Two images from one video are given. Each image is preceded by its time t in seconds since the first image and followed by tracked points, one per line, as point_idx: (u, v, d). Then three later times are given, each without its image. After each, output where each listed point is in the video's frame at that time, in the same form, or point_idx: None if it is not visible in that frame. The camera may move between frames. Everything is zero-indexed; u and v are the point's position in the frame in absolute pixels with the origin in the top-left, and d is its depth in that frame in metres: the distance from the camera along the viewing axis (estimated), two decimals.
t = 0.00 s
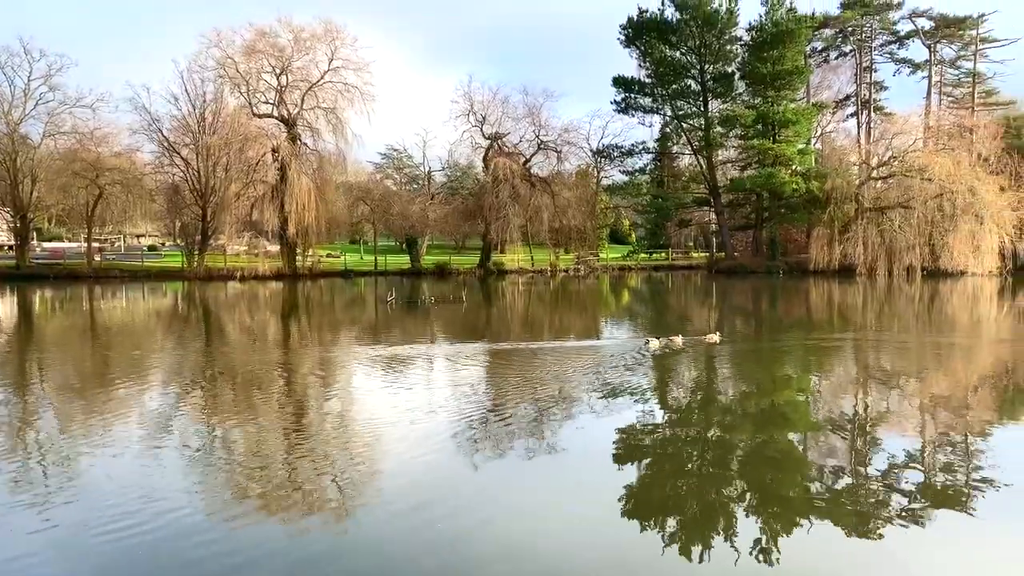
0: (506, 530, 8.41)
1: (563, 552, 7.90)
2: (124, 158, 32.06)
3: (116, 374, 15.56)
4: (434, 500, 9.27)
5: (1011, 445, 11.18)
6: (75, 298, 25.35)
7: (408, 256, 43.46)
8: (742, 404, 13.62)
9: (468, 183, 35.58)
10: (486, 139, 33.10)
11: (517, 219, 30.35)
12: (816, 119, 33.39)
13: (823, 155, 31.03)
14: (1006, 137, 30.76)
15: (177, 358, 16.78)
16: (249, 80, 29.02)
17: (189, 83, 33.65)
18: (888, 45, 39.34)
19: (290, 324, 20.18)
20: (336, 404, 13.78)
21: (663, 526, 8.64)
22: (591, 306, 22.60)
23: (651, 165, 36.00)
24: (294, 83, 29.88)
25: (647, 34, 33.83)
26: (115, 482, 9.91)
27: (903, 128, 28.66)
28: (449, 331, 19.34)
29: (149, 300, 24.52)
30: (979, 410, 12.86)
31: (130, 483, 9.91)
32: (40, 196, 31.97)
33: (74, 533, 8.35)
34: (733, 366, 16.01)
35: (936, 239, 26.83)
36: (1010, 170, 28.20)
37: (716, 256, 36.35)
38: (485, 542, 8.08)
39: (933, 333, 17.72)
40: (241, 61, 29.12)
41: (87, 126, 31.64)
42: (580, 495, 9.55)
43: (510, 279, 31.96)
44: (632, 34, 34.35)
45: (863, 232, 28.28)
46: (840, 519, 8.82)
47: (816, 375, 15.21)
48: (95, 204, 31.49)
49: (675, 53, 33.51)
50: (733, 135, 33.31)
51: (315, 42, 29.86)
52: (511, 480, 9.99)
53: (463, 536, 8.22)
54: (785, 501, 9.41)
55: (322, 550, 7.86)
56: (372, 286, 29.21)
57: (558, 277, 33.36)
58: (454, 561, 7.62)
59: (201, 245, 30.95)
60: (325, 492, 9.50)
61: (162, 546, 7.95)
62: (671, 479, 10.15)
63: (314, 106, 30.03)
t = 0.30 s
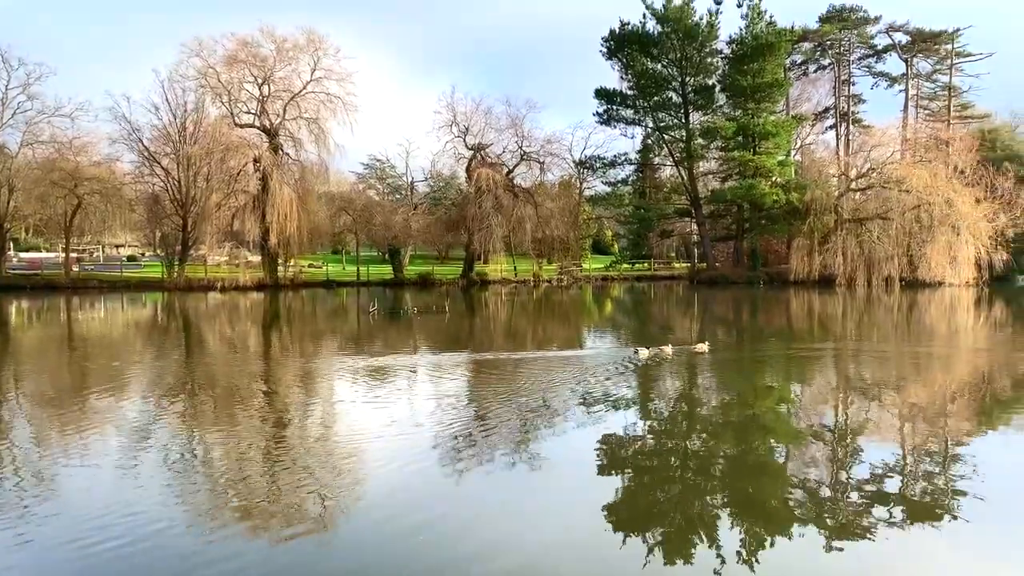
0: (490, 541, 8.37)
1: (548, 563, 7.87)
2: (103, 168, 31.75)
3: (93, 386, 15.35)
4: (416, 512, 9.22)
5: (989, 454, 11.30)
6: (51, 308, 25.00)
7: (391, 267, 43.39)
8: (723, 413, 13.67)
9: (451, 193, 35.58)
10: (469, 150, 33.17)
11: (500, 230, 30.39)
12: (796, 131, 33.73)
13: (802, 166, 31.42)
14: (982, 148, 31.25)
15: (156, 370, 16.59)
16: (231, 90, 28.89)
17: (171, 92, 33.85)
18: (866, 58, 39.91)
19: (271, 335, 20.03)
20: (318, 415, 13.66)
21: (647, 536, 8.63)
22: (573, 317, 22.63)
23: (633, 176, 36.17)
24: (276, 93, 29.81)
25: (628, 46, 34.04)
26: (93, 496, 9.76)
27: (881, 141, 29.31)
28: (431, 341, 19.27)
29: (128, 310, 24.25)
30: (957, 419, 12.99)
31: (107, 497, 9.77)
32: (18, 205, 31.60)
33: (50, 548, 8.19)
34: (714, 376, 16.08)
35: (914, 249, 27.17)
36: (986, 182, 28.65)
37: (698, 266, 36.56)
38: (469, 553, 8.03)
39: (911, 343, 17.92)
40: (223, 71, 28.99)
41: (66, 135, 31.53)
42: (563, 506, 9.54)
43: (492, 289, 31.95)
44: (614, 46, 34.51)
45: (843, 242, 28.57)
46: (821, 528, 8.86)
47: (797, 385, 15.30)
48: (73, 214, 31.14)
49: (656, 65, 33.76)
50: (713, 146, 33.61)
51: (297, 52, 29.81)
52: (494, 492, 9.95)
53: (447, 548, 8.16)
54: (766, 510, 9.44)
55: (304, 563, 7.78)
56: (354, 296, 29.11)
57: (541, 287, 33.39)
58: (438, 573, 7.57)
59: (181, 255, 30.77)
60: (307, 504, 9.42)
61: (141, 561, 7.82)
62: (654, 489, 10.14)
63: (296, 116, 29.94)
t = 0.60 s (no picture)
0: (474, 554, 8.32)
1: None
2: (83, 179, 31.49)
3: (71, 399, 15.12)
4: (400, 526, 9.15)
5: (968, 463, 11.40)
6: (29, 321, 24.67)
7: (373, 278, 43.24)
8: (706, 425, 13.69)
9: (435, 205, 35.56)
10: (453, 162, 33.21)
11: (483, 241, 30.44)
12: (776, 145, 34.12)
13: (783, 179, 31.87)
14: (959, 162, 31.73)
15: (135, 383, 16.39)
16: (213, 101, 28.79)
17: (151, 103, 33.95)
18: (845, 73, 40.46)
19: (253, 347, 19.86)
20: (300, 429, 13.54)
21: (630, 548, 8.62)
22: (556, 328, 22.65)
23: (616, 188, 36.27)
24: (258, 104, 29.69)
25: (610, 60, 34.21)
26: (72, 512, 9.59)
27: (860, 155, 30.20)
28: (414, 353, 19.19)
29: (107, 322, 23.99)
30: (937, 429, 13.08)
31: (85, 512, 9.61)
32: None
33: (27, 566, 8.04)
34: (697, 387, 16.12)
35: (893, 261, 27.48)
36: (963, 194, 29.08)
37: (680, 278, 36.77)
38: (453, 567, 7.99)
39: (891, 354, 18.09)
40: (205, 82, 28.87)
41: (45, 146, 31.28)
42: (548, 518, 9.50)
43: (476, 301, 31.93)
44: (596, 60, 34.61)
45: (823, 254, 28.85)
46: (804, 539, 8.88)
47: (779, 396, 15.37)
48: (51, 226, 30.79)
49: (638, 79, 33.94)
50: (695, 160, 33.79)
51: (280, 63, 29.74)
52: (478, 504, 9.91)
53: (431, 562, 8.11)
54: (749, 521, 9.46)
55: None
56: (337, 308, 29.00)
57: (525, 299, 33.42)
58: None
59: (162, 267, 30.54)
60: (289, 519, 9.33)
61: None
62: (638, 501, 10.13)
63: (279, 128, 29.84)
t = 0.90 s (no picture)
0: (458, 569, 8.27)
1: None
2: (63, 190, 31.23)
3: (49, 413, 14.94)
4: (383, 539, 9.08)
5: (948, 474, 11.47)
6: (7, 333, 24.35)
7: (357, 291, 43.10)
8: (690, 437, 13.67)
9: (419, 217, 35.53)
10: (437, 174, 33.23)
11: (467, 253, 30.47)
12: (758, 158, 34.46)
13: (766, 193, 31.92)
14: (937, 175, 32.15)
15: (114, 396, 16.22)
16: (196, 113, 28.67)
17: (134, 115, 33.80)
18: (826, 88, 40.94)
19: (235, 360, 19.72)
20: (282, 442, 13.42)
21: (614, 562, 8.58)
22: (540, 340, 22.64)
23: (600, 201, 36.36)
24: (241, 116, 29.60)
25: (594, 73, 34.40)
26: (49, 526, 9.48)
27: (840, 168, 30.23)
28: (397, 366, 19.11)
29: (86, 335, 23.73)
30: (918, 441, 13.15)
31: (60, 528, 9.45)
32: None
33: None
34: (681, 399, 16.14)
35: (874, 273, 27.75)
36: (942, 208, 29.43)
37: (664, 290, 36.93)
38: None
39: (873, 366, 18.23)
40: (188, 94, 28.75)
41: (25, 157, 30.91)
42: (531, 531, 9.46)
43: (460, 313, 31.88)
44: (580, 74, 34.80)
45: (805, 267, 29.09)
46: (786, 552, 8.87)
47: (762, 408, 15.40)
48: (31, 237, 30.47)
49: (621, 93, 34.15)
50: (678, 173, 33.71)
51: (264, 75, 29.68)
52: (462, 517, 9.85)
53: None
54: (732, 532, 9.47)
55: None
56: (320, 320, 28.87)
57: (509, 311, 33.42)
58: None
59: (143, 279, 30.29)
60: (270, 533, 9.23)
61: None
62: (621, 513, 10.10)
63: (262, 139, 29.76)
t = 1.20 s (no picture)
0: None
1: None
2: (43, 198, 30.94)
3: (27, 423, 14.75)
4: (367, 550, 8.99)
5: (930, 481, 11.55)
6: None
7: (341, 299, 42.97)
8: (675, 446, 13.67)
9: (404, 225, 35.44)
10: (422, 182, 33.22)
11: (452, 262, 30.46)
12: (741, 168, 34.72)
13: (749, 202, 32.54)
14: (918, 185, 32.49)
15: (94, 406, 16.04)
16: (179, 121, 28.48)
17: (116, 122, 33.56)
18: (808, 99, 41.34)
19: (218, 369, 19.57)
20: (265, 451, 13.30)
21: (600, 571, 8.55)
22: (525, 349, 22.62)
23: (585, 210, 36.51)
24: (225, 124, 29.50)
25: (579, 83, 34.54)
26: (27, 538, 9.36)
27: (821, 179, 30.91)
28: (381, 375, 19.04)
29: (67, 344, 23.46)
30: (901, 448, 13.23)
31: (39, 541, 9.30)
32: None
33: None
34: (666, 407, 16.17)
35: (856, 282, 27.97)
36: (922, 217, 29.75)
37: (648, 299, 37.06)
38: None
39: (855, 374, 18.34)
40: (171, 101, 28.58)
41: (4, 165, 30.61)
42: (516, 541, 9.40)
43: (445, 321, 31.82)
44: (565, 83, 35.02)
45: (788, 275, 29.30)
46: (771, 561, 8.88)
47: (746, 416, 15.44)
48: (10, 245, 30.10)
49: (606, 102, 34.34)
50: (663, 182, 33.96)
51: (248, 83, 29.60)
52: (447, 527, 9.78)
53: None
54: (717, 540, 9.47)
55: None
56: (304, 329, 28.72)
57: (494, 319, 33.40)
58: None
59: (125, 287, 30.05)
60: (252, 544, 9.13)
61: None
62: (607, 522, 10.07)
63: (246, 147, 29.66)
